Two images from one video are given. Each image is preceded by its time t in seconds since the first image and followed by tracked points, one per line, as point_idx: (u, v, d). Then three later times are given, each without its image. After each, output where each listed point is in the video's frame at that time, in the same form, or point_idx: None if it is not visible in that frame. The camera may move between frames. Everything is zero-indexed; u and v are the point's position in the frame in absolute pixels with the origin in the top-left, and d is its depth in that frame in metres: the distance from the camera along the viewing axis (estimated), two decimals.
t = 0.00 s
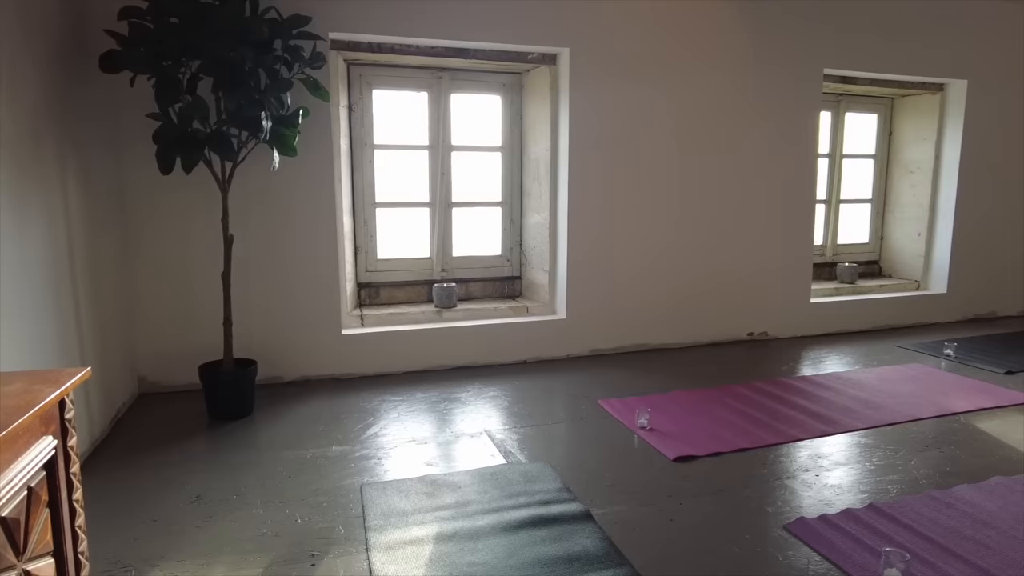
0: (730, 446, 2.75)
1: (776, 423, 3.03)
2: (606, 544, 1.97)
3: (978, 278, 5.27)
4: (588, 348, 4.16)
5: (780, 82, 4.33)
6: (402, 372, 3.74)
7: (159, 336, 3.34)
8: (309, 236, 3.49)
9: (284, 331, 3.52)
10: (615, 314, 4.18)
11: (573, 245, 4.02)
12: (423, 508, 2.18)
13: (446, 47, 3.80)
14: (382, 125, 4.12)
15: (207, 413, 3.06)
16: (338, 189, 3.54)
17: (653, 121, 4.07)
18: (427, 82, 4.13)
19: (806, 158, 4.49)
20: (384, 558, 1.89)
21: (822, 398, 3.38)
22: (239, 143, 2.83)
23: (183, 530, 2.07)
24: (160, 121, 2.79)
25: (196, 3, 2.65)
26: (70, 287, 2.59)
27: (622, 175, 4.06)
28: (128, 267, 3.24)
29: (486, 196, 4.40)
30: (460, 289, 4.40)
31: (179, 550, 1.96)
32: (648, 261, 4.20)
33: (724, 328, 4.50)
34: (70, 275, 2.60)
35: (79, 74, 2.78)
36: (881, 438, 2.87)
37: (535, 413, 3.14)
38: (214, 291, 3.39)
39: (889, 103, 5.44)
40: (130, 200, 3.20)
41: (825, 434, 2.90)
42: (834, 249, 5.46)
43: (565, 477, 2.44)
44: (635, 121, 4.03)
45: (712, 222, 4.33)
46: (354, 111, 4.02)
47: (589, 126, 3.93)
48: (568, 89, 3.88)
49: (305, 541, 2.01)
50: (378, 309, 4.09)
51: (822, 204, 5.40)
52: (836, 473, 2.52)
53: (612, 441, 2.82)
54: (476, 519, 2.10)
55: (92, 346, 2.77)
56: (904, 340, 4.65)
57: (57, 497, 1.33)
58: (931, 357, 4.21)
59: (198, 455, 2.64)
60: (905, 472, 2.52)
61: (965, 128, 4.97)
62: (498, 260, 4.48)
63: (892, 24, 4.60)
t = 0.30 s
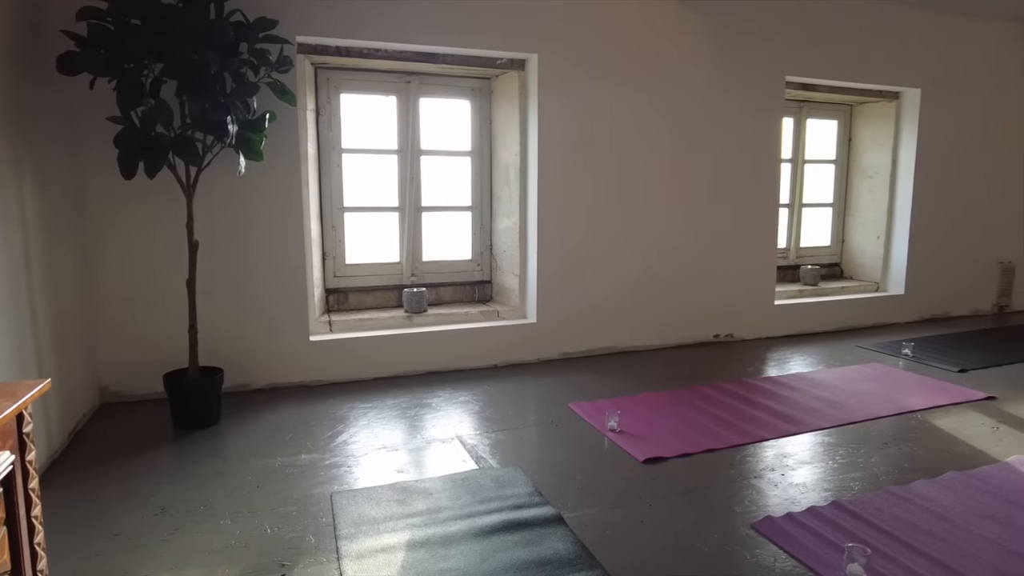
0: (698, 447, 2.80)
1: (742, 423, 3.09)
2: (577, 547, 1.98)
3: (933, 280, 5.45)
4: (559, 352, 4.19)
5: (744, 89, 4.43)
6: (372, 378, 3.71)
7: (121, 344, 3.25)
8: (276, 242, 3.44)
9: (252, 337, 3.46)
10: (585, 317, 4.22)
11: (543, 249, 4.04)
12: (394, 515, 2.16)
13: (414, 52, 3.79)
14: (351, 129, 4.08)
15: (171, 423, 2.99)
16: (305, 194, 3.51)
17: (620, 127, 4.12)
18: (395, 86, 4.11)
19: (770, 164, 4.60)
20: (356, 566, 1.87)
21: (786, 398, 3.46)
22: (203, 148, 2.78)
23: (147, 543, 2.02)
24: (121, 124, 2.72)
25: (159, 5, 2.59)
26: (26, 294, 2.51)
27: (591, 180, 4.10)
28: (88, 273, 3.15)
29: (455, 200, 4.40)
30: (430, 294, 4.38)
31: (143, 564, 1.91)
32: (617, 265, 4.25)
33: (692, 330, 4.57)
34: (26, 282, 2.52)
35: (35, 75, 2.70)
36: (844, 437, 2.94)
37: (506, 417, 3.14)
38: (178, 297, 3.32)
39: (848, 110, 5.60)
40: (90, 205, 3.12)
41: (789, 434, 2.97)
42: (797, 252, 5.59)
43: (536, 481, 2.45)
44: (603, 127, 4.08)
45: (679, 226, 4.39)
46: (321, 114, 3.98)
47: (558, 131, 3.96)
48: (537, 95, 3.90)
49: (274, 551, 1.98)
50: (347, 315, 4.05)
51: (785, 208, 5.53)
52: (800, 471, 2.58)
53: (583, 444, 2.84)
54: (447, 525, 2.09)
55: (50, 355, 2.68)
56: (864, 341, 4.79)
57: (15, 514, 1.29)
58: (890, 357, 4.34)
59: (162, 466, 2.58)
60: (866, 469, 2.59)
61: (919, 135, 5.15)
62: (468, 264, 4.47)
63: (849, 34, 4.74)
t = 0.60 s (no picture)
0: (669, 448, 2.83)
1: (712, 424, 3.14)
2: (553, 550, 1.99)
3: (891, 282, 5.63)
4: (531, 356, 4.20)
5: (710, 96, 4.53)
6: (342, 384, 3.66)
7: (81, 353, 3.15)
8: (243, 247, 3.38)
9: (219, 345, 3.39)
10: (556, 321, 4.24)
11: (514, 253, 4.05)
12: (369, 523, 2.14)
13: (384, 56, 3.77)
14: (319, 133, 4.04)
15: (135, 433, 2.91)
16: (274, 198, 3.45)
17: (589, 132, 4.17)
18: (365, 90, 4.09)
19: (735, 169, 4.70)
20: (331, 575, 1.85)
21: (753, 399, 3.53)
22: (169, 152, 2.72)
23: (113, 557, 1.96)
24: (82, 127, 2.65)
25: (123, 6, 2.53)
26: None
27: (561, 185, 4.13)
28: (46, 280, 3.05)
29: (425, 205, 4.38)
30: (401, 299, 4.35)
31: None
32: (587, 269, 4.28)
33: (661, 333, 4.63)
34: None
35: None
36: (809, 436, 3.02)
37: (480, 422, 3.14)
38: (142, 304, 3.23)
39: (809, 117, 5.75)
40: (49, 209, 3.02)
41: (757, 434, 3.03)
42: (761, 255, 5.72)
43: (511, 486, 2.46)
44: (573, 132, 4.12)
45: (648, 230, 4.46)
46: (288, 118, 3.93)
47: (529, 136, 3.99)
48: (507, 100, 3.92)
49: (247, 562, 1.94)
50: (316, 321, 4.00)
51: (750, 212, 5.65)
52: (769, 470, 2.63)
53: (556, 447, 2.86)
54: (423, 532, 2.08)
55: (8, 365, 2.59)
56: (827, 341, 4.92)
57: None
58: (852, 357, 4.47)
59: (127, 477, 2.51)
60: (831, 467, 2.66)
61: (877, 141, 5.32)
62: (438, 269, 4.46)
63: (810, 43, 4.88)
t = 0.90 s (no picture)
0: (640, 449, 2.87)
1: (680, 425, 3.19)
2: (527, 553, 2.00)
3: (851, 284, 5.80)
4: (502, 359, 4.21)
5: (675, 103, 4.61)
6: (311, 391, 3.62)
7: (40, 362, 3.06)
8: (209, 253, 3.32)
9: (183, 352, 3.32)
10: (527, 325, 4.26)
11: (485, 258, 4.06)
12: (341, 531, 2.12)
13: (352, 60, 3.75)
14: (287, 136, 3.99)
15: (98, 444, 2.83)
16: (241, 203, 3.40)
17: (558, 138, 4.20)
18: (333, 94, 4.05)
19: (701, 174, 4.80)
20: None
21: (721, 399, 3.60)
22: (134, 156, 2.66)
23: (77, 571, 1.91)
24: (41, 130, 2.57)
25: (84, 7, 2.47)
26: None
27: (531, 189, 4.16)
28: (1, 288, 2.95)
29: (395, 210, 4.36)
30: (370, 304, 4.32)
31: None
32: (557, 273, 4.31)
33: (630, 336, 4.69)
34: None
35: None
36: (775, 435, 3.09)
37: (452, 427, 3.14)
38: (103, 312, 3.15)
39: (771, 123, 5.90)
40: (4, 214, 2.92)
41: (725, 434, 3.09)
42: (726, 259, 5.83)
43: (483, 490, 2.46)
44: (543, 137, 4.15)
45: (616, 234, 4.51)
46: (255, 122, 3.88)
47: (498, 141, 4.01)
48: (477, 105, 3.93)
49: (216, 573, 1.90)
50: (284, 327, 3.94)
51: (716, 217, 5.76)
52: (737, 470, 2.69)
53: (529, 451, 2.87)
54: (397, 538, 2.07)
55: None
56: (790, 342, 5.04)
57: None
58: (814, 357, 4.59)
59: (89, 489, 2.44)
60: (796, 465, 2.73)
61: (836, 148, 5.49)
62: (409, 274, 4.44)
63: (771, 52, 5.01)
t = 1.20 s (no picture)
0: (610, 451, 2.90)
1: (649, 426, 3.24)
2: (499, 557, 2.01)
3: (812, 286, 5.95)
4: (472, 364, 4.21)
5: (640, 109, 4.69)
6: (279, 398, 3.56)
7: None
8: (172, 259, 3.25)
9: (145, 360, 3.24)
10: (497, 329, 4.27)
11: (454, 262, 4.06)
12: (312, 539, 2.10)
13: (319, 64, 3.72)
14: (252, 140, 3.94)
15: (57, 456, 2.74)
16: (206, 208, 3.35)
17: (527, 143, 4.23)
18: (300, 98, 4.01)
19: (666, 179, 4.88)
20: None
21: (688, 400, 3.66)
22: (95, 161, 2.59)
23: None
24: None
25: (42, 7, 2.40)
26: None
27: (500, 194, 4.17)
28: None
29: (363, 214, 4.33)
30: (339, 309, 4.28)
31: None
32: (526, 277, 4.33)
33: (599, 338, 4.74)
34: None
35: None
36: (740, 434, 3.16)
37: (422, 432, 3.13)
38: (61, 320, 3.05)
39: (734, 129, 6.03)
40: None
41: (692, 434, 3.14)
42: (691, 262, 5.94)
43: (455, 495, 2.46)
44: (511, 142, 4.18)
45: (584, 238, 4.56)
46: (220, 125, 3.82)
47: (467, 146, 4.02)
48: (445, 110, 3.94)
49: None
50: (250, 333, 3.87)
51: (681, 221, 5.86)
52: (704, 469, 2.74)
53: (500, 454, 2.88)
54: (368, 544, 2.06)
55: None
56: (754, 344, 5.15)
57: None
58: (777, 358, 4.70)
59: (48, 503, 2.36)
60: (761, 464, 2.79)
61: (796, 154, 5.64)
62: (377, 279, 4.41)
63: (734, 60, 5.13)
